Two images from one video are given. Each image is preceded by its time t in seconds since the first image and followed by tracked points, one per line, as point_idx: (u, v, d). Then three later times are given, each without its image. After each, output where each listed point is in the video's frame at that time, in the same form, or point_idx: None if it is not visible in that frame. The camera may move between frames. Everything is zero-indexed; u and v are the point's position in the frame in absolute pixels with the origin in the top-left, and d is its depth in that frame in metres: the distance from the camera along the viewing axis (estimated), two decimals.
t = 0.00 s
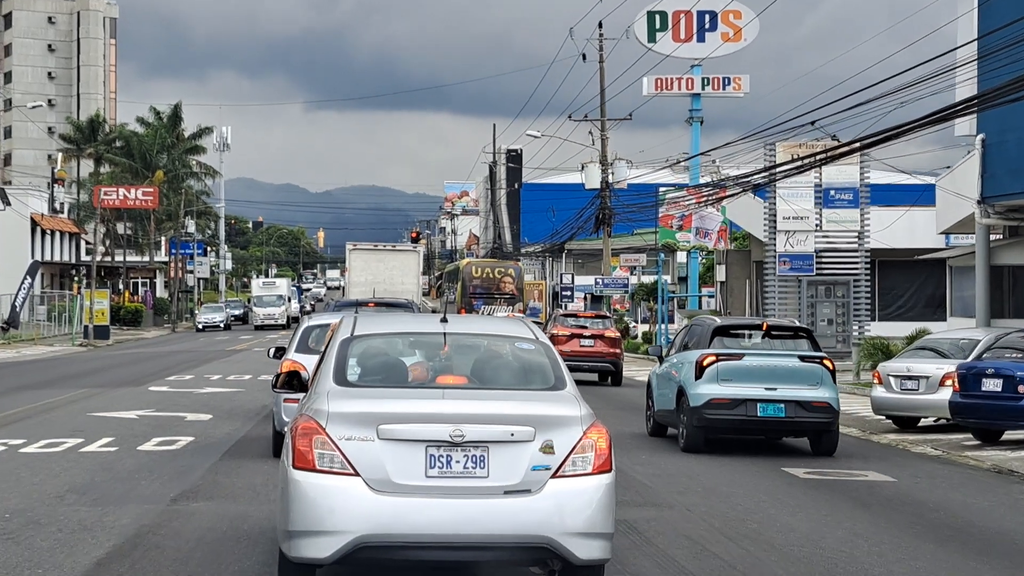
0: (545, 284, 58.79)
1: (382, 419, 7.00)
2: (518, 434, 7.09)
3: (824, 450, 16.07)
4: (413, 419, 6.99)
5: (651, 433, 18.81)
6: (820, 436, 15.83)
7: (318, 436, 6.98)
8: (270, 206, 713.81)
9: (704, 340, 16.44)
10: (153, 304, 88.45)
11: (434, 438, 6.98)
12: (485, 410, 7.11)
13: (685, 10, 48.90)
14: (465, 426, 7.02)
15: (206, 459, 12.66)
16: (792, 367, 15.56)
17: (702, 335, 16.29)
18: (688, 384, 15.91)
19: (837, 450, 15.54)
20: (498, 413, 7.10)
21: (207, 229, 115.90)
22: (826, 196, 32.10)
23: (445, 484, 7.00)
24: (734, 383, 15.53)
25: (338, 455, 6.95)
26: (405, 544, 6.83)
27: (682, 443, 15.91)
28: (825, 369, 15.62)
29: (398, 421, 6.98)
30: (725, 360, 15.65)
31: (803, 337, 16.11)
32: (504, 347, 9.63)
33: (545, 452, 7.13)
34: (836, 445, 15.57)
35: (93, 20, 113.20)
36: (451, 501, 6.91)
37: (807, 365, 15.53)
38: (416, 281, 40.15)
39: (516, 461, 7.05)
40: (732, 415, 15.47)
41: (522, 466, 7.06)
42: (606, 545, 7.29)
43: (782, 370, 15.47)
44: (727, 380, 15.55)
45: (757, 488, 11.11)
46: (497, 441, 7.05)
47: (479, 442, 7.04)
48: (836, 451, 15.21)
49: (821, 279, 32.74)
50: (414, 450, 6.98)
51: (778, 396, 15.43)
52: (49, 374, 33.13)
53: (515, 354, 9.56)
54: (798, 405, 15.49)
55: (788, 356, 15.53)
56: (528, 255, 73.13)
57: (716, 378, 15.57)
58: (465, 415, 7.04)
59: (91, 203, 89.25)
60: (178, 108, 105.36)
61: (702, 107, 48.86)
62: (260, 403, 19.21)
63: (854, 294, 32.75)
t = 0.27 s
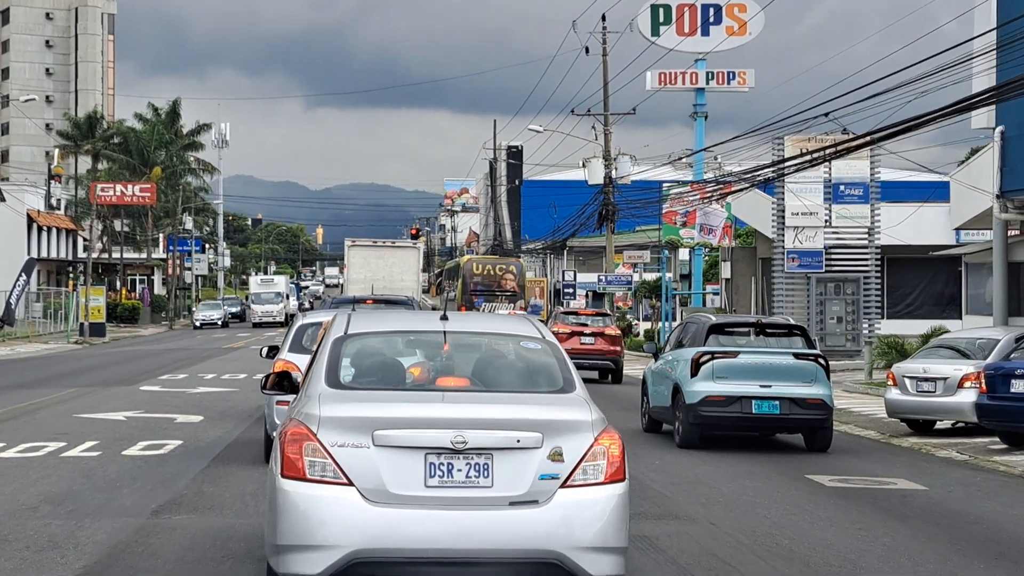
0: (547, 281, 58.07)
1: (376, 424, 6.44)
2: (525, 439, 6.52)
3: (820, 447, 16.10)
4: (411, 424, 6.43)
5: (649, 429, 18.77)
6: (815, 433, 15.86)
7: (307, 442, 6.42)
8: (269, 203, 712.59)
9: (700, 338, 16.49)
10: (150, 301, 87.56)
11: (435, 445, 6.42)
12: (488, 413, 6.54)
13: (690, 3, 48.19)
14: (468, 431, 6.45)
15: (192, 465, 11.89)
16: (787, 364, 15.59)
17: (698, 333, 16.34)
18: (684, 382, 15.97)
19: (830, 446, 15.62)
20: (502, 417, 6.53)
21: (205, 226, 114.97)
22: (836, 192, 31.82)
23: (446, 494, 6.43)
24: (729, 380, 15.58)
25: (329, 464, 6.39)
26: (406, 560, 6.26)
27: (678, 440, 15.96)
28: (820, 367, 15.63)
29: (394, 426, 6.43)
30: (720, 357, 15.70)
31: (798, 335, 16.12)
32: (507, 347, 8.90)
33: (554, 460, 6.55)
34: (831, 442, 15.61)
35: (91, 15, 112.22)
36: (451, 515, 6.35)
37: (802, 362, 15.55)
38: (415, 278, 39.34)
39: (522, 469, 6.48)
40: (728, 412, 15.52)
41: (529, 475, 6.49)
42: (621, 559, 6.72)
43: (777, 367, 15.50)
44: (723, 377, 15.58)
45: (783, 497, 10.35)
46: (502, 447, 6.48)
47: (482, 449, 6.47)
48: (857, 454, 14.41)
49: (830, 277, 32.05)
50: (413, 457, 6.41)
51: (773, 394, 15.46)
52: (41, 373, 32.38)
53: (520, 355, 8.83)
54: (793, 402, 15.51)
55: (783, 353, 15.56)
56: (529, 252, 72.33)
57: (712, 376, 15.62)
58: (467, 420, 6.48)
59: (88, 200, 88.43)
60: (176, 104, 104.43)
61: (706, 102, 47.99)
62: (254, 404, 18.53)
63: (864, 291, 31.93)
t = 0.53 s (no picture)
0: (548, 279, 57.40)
1: (372, 433, 5.98)
2: (533, 448, 6.07)
3: (812, 443, 16.27)
4: (409, 432, 5.98)
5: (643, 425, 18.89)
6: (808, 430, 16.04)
7: (297, 451, 5.95)
8: (268, 200, 711.35)
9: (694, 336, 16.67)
10: (146, 298, 86.66)
11: (436, 454, 5.97)
12: (493, 420, 6.08)
13: None
14: (471, 439, 6.01)
15: (180, 472, 11.19)
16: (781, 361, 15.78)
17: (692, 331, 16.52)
18: (679, 378, 16.14)
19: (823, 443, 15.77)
20: (509, 424, 6.08)
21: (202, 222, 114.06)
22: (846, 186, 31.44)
23: (446, 506, 5.98)
24: (723, 378, 15.76)
25: (321, 474, 5.92)
26: None
27: (672, 436, 16.14)
28: (813, 364, 15.80)
29: (391, 434, 5.97)
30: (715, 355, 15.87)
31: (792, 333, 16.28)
32: (510, 347, 8.22)
33: (566, 470, 6.10)
34: (823, 439, 15.80)
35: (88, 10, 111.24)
36: (453, 530, 5.88)
37: (796, 360, 15.72)
38: (414, 275, 38.51)
39: (532, 479, 6.04)
40: (722, 409, 15.72)
41: (539, 487, 6.05)
42: None
43: (770, 366, 15.69)
44: (716, 374, 15.77)
45: (810, 508, 9.69)
46: (508, 457, 6.04)
47: (486, 459, 6.03)
48: (881, 458, 13.72)
49: (839, 274, 31.51)
50: (412, 468, 5.96)
51: (767, 390, 15.64)
52: (31, 372, 31.65)
53: (525, 356, 8.16)
54: (786, 400, 15.69)
55: (777, 351, 15.74)
56: (530, 249, 71.61)
57: (706, 372, 15.80)
58: (471, 427, 6.02)
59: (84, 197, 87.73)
60: (174, 100, 103.52)
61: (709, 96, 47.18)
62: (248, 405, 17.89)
63: (874, 289, 31.38)
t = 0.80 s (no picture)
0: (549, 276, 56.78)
1: (368, 441, 5.38)
2: (545, 459, 5.47)
3: (802, 439, 16.46)
4: (408, 441, 5.39)
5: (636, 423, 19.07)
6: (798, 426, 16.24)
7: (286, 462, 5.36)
8: (267, 198, 710.59)
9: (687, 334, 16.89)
10: (144, 296, 85.84)
11: (437, 465, 5.36)
12: (501, 426, 5.49)
13: None
14: (477, 448, 5.40)
15: (166, 480, 10.48)
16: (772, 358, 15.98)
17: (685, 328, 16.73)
18: (673, 375, 16.32)
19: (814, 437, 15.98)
20: (518, 432, 5.47)
21: (201, 220, 113.23)
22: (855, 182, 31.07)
23: (449, 523, 5.38)
24: (716, 374, 15.96)
25: (311, 486, 5.33)
26: None
27: (665, 431, 16.32)
28: (804, 361, 16.00)
29: (388, 443, 5.38)
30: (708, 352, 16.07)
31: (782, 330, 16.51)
32: (517, 346, 7.59)
33: (579, 483, 5.51)
34: (813, 433, 15.98)
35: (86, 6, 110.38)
36: (458, 548, 5.28)
37: (786, 356, 15.93)
38: (415, 272, 37.89)
39: (545, 493, 5.45)
40: (715, 404, 15.90)
41: (551, 502, 5.46)
42: None
43: (762, 361, 15.93)
44: (709, 370, 15.97)
45: (844, 520, 8.99)
46: (518, 468, 5.43)
47: (494, 470, 5.41)
48: (908, 461, 13.02)
49: (848, 271, 31.18)
50: (410, 480, 5.36)
51: (758, 386, 15.85)
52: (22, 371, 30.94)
53: (533, 357, 7.53)
54: (777, 395, 15.90)
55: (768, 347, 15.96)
56: (530, 247, 70.99)
57: (699, 369, 16.00)
58: (476, 435, 5.42)
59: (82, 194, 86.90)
60: (172, 96, 102.72)
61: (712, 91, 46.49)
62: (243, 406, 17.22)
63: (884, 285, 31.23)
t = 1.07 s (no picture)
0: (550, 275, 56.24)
1: (363, 454, 5.00)
2: (555, 472, 5.08)
3: (793, 436, 16.60)
4: (407, 453, 5.01)
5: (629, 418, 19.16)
6: (788, 423, 16.36)
7: (274, 476, 4.99)
8: (267, 197, 710.44)
9: (679, 331, 16.97)
10: (141, 295, 85.18)
11: (438, 480, 4.98)
12: (508, 437, 5.11)
13: None
14: (481, 460, 5.01)
15: (153, 489, 9.95)
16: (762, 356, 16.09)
17: (678, 327, 16.83)
18: (665, 372, 16.47)
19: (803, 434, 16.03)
20: (526, 443, 5.08)
21: (199, 219, 112.57)
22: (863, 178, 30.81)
23: (451, 539, 5.00)
24: (708, 371, 16.10)
25: (302, 502, 4.96)
26: None
27: (657, 429, 16.47)
28: (794, 358, 16.11)
29: (384, 455, 5.00)
30: (699, 350, 16.21)
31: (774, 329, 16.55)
32: (522, 348, 7.03)
33: (593, 499, 5.12)
34: (803, 430, 16.09)
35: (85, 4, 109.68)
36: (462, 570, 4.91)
37: (776, 354, 16.04)
38: (415, 270, 37.27)
39: (554, 509, 5.07)
40: (705, 402, 16.05)
41: (561, 519, 5.07)
42: None
43: (752, 359, 16.04)
44: (700, 368, 16.12)
45: (871, 535, 8.48)
46: (525, 482, 5.04)
47: (500, 486, 5.03)
48: (930, 467, 12.49)
49: (856, 270, 31.17)
50: (408, 495, 4.99)
51: (749, 383, 15.97)
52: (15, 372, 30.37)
53: (538, 360, 6.96)
54: (767, 393, 16.02)
55: (759, 346, 16.07)
56: (531, 245, 70.47)
57: (691, 366, 16.15)
58: (479, 447, 5.03)
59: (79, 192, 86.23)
60: (171, 95, 102.02)
61: (716, 88, 45.91)
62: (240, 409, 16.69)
63: (891, 285, 31.17)
